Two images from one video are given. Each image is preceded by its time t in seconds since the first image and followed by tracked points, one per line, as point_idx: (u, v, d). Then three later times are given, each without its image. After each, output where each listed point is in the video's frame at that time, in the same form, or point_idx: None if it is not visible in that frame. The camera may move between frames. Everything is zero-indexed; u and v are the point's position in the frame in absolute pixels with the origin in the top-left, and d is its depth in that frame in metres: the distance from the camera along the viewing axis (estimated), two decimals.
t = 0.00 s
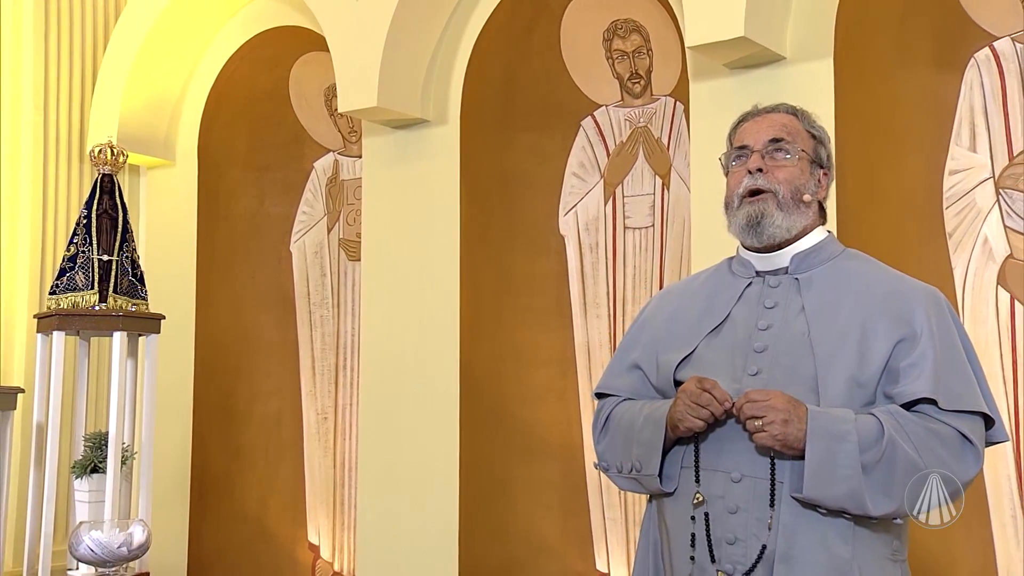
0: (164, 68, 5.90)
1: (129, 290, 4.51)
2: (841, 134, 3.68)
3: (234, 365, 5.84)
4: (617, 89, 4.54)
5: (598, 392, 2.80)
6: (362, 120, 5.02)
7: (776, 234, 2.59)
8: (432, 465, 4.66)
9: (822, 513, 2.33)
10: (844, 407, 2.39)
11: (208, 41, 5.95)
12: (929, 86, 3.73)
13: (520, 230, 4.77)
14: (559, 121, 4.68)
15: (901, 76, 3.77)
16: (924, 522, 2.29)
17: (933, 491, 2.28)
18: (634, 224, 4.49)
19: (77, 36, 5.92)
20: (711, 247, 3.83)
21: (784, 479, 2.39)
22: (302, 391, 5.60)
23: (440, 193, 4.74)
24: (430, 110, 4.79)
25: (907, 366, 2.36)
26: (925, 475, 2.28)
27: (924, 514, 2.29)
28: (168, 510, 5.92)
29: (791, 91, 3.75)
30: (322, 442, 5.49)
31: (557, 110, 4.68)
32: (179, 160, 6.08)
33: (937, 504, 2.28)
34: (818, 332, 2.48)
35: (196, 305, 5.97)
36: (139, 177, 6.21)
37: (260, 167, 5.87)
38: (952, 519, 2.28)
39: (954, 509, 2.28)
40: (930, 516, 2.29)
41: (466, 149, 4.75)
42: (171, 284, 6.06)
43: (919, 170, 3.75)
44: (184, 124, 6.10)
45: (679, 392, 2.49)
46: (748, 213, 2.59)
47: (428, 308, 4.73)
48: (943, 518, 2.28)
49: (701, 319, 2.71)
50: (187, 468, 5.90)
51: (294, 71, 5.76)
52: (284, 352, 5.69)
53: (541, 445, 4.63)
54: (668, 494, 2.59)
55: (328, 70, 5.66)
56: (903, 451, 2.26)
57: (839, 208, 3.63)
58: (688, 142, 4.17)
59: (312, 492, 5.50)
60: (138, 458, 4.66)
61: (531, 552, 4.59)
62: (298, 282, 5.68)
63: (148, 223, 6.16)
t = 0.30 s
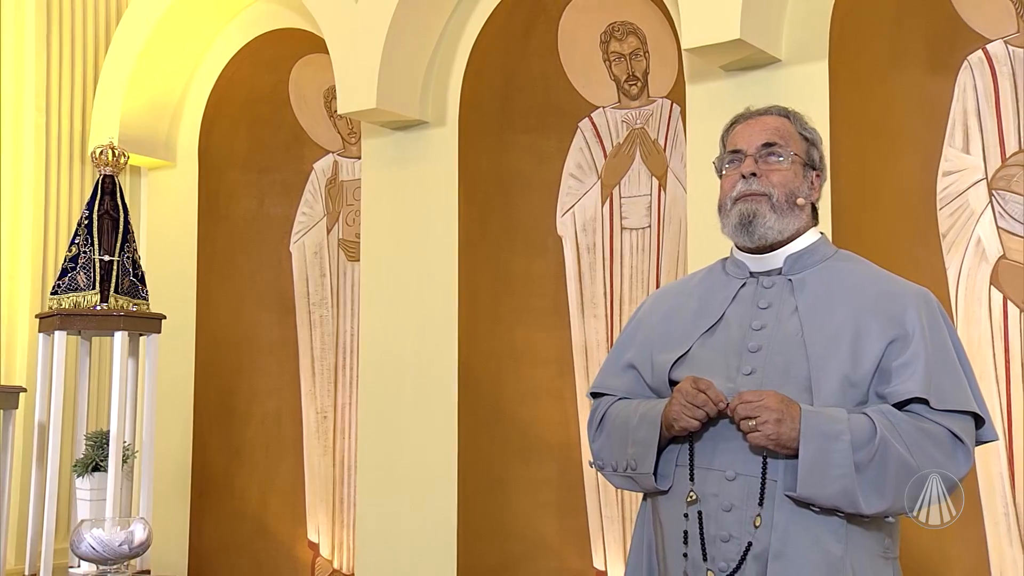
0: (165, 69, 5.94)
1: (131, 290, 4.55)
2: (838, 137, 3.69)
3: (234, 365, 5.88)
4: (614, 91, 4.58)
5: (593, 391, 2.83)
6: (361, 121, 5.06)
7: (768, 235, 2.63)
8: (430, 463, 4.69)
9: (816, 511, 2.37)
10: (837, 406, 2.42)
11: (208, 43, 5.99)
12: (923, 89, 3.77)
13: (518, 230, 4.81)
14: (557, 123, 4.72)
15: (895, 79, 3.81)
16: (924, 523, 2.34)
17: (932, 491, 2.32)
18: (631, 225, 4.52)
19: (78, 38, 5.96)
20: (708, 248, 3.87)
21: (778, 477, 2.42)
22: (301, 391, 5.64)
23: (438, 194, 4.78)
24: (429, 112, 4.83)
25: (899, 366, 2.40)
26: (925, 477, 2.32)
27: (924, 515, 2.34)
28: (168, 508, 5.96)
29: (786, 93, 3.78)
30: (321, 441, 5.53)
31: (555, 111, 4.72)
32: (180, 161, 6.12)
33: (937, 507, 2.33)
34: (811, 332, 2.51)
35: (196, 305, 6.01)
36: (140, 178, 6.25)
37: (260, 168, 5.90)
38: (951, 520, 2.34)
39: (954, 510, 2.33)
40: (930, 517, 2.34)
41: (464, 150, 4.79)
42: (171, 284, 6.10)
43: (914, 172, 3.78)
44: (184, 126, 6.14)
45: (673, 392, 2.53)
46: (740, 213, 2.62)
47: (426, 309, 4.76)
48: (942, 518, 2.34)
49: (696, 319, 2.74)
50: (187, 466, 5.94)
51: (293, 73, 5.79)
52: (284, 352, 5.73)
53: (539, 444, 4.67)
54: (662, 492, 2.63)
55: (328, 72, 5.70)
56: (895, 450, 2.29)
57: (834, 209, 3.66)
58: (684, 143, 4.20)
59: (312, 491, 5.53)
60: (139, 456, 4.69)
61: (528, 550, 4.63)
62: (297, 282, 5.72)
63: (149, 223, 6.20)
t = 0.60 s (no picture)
0: (166, 71, 5.97)
1: (131, 291, 4.58)
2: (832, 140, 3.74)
3: (235, 364, 5.91)
4: (611, 93, 4.61)
5: (590, 391, 2.87)
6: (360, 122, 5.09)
7: (762, 235, 2.66)
8: (429, 462, 4.73)
9: (810, 510, 2.40)
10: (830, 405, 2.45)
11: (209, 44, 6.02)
12: (917, 91, 3.81)
13: (515, 231, 4.84)
14: (554, 125, 4.75)
15: (889, 82, 3.84)
16: (924, 523, 2.40)
17: (932, 491, 2.36)
18: (628, 226, 4.56)
19: (81, 39, 6.00)
20: (705, 248, 3.90)
21: (771, 476, 2.45)
22: (301, 390, 5.67)
23: (437, 195, 4.82)
24: (427, 114, 4.87)
25: (891, 366, 2.43)
26: (926, 476, 2.36)
27: (924, 516, 2.40)
28: (169, 506, 6.00)
29: (781, 95, 3.81)
30: (321, 440, 5.56)
31: (552, 113, 4.75)
32: (181, 162, 6.16)
33: (938, 509, 2.39)
34: (804, 332, 2.55)
35: (197, 305, 6.04)
36: (142, 179, 6.29)
37: (260, 169, 5.94)
38: (952, 520, 2.38)
39: (954, 511, 2.37)
40: (930, 517, 2.40)
41: (463, 151, 4.83)
42: (172, 284, 6.13)
43: (908, 173, 3.81)
44: (185, 126, 6.17)
45: (669, 392, 2.56)
46: (734, 213, 2.66)
47: (425, 309, 4.80)
48: (943, 518, 2.39)
49: (690, 319, 2.77)
50: (188, 465, 5.97)
51: (293, 75, 5.83)
52: (284, 352, 5.76)
53: (537, 443, 4.70)
54: (658, 491, 2.66)
55: (328, 74, 5.74)
56: (888, 448, 2.31)
57: (829, 210, 3.69)
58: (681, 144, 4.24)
59: (312, 490, 5.56)
60: (139, 455, 4.73)
61: (526, 548, 4.66)
62: (297, 282, 5.75)
63: (150, 223, 6.24)
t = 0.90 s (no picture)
0: (166, 72, 6.01)
1: (132, 291, 4.61)
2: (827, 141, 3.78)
3: (235, 364, 5.94)
4: (608, 95, 4.64)
5: (585, 391, 2.90)
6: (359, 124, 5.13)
7: (758, 240, 2.70)
8: (428, 461, 4.76)
9: (804, 509, 2.43)
10: (824, 404, 2.49)
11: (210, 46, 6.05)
12: (911, 93, 3.84)
13: (513, 231, 4.87)
14: (552, 126, 4.79)
15: (883, 84, 3.88)
16: (922, 521, 2.43)
17: (932, 490, 2.41)
18: (625, 226, 4.59)
19: (82, 41, 6.03)
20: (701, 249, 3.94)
21: (765, 475, 2.48)
22: (300, 389, 5.71)
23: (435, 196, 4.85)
24: (426, 115, 4.91)
25: (884, 366, 2.47)
26: (927, 475, 2.40)
27: (923, 515, 2.43)
28: (170, 505, 6.03)
29: (777, 98, 3.85)
30: (320, 439, 5.59)
31: (550, 115, 4.78)
32: (181, 163, 6.19)
33: (937, 508, 2.43)
34: (798, 332, 2.58)
35: (197, 305, 6.07)
36: (142, 180, 6.32)
37: (260, 170, 5.97)
38: (950, 519, 2.42)
39: (954, 510, 2.41)
40: (928, 516, 2.43)
41: (461, 152, 4.86)
42: (172, 284, 6.16)
43: (902, 175, 3.85)
44: (185, 127, 6.20)
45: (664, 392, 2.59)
46: (731, 219, 2.69)
47: (423, 309, 4.83)
48: (942, 517, 2.42)
49: (686, 320, 2.81)
50: (188, 463, 6.00)
51: (292, 77, 5.86)
52: (283, 351, 5.79)
53: (534, 442, 4.74)
54: (653, 491, 2.69)
55: (327, 76, 5.78)
56: (881, 447, 2.35)
57: (824, 212, 3.73)
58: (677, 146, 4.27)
59: (311, 488, 5.60)
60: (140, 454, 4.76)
61: (524, 545, 4.70)
62: (297, 283, 5.79)
63: (150, 224, 6.27)
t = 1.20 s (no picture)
0: (166, 73, 6.04)
1: (132, 290, 4.64)
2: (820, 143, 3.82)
3: (234, 363, 5.98)
4: (604, 97, 4.68)
5: (579, 388, 2.94)
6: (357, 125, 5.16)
7: (751, 236, 2.73)
8: (425, 459, 4.80)
9: (796, 506, 2.46)
10: (816, 402, 2.52)
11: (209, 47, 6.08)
12: (903, 95, 3.88)
13: (510, 232, 4.91)
14: (548, 128, 4.83)
15: (876, 86, 3.92)
16: (922, 521, 2.49)
17: (930, 490, 2.46)
18: (620, 227, 4.63)
19: (81, 42, 6.06)
20: (695, 248, 3.98)
21: (758, 473, 2.52)
22: (299, 388, 5.74)
23: (432, 197, 4.89)
24: (423, 117, 4.94)
25: (876, 363, 2.50)
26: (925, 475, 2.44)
27: (922, 513, 2.48)
28: (169, 503, 6.06)
29: (771, 99, 3.89)
30: (318, 438, 5.62)
31: (546, 116, 4.82)
32: (181, 164, 6.22)
33: (938, 507, 2.48)
34: (791, 330, 2.62)
35: (196, 304, 6.10)
36: (142, 181, 6.35)
37: (259, 171, 6.01)
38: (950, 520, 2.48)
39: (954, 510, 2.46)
40: (928, 515, 2.49)
41: (458, 153, 4.89)
42: (171, 284, 6.19)
43: (895, 176, 3.89)
44: (185, 128, 6.23)
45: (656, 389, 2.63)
46: (723, 216, 2.73)
47: (421, 308, 4.87)
48: (942, 517, 2.48)
49: (679, 318, 2.84)
50: (188, 462, 6.03)
51: (291, 78, 5.89)
52: (282, 351, 5.83)
53: (531, 440, 4.77)
54: (645, 488, 2.73)
55: (326, 78, 5.82)
56: (873, 445, 2.38)
57: (818, 212, 3.77)
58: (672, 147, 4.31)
59: (310, 487, 5.63)
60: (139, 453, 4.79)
61: (520, 543, 4.74)
62: (296, 283, 5.82)
63: (150, 224, 6.30)
